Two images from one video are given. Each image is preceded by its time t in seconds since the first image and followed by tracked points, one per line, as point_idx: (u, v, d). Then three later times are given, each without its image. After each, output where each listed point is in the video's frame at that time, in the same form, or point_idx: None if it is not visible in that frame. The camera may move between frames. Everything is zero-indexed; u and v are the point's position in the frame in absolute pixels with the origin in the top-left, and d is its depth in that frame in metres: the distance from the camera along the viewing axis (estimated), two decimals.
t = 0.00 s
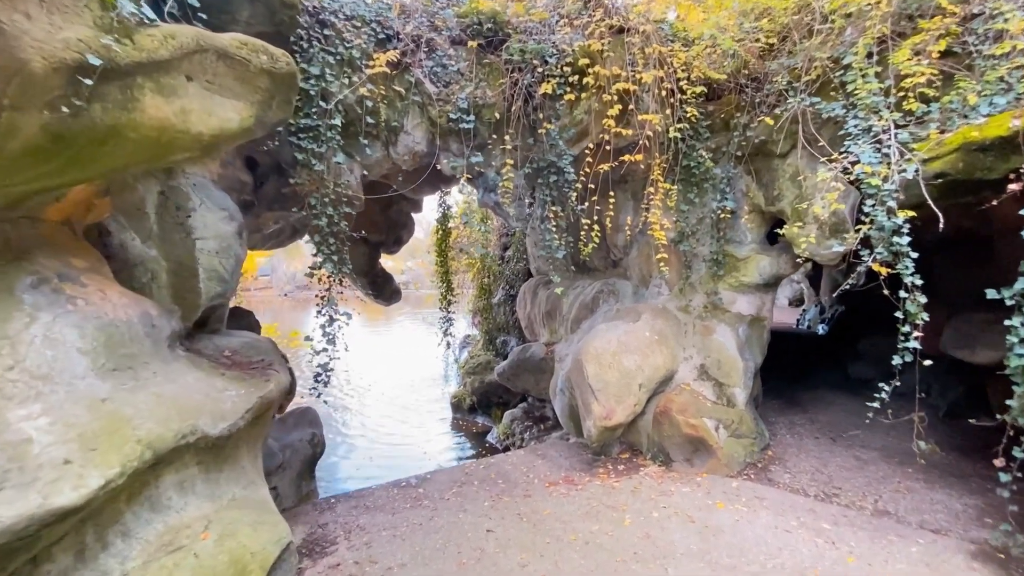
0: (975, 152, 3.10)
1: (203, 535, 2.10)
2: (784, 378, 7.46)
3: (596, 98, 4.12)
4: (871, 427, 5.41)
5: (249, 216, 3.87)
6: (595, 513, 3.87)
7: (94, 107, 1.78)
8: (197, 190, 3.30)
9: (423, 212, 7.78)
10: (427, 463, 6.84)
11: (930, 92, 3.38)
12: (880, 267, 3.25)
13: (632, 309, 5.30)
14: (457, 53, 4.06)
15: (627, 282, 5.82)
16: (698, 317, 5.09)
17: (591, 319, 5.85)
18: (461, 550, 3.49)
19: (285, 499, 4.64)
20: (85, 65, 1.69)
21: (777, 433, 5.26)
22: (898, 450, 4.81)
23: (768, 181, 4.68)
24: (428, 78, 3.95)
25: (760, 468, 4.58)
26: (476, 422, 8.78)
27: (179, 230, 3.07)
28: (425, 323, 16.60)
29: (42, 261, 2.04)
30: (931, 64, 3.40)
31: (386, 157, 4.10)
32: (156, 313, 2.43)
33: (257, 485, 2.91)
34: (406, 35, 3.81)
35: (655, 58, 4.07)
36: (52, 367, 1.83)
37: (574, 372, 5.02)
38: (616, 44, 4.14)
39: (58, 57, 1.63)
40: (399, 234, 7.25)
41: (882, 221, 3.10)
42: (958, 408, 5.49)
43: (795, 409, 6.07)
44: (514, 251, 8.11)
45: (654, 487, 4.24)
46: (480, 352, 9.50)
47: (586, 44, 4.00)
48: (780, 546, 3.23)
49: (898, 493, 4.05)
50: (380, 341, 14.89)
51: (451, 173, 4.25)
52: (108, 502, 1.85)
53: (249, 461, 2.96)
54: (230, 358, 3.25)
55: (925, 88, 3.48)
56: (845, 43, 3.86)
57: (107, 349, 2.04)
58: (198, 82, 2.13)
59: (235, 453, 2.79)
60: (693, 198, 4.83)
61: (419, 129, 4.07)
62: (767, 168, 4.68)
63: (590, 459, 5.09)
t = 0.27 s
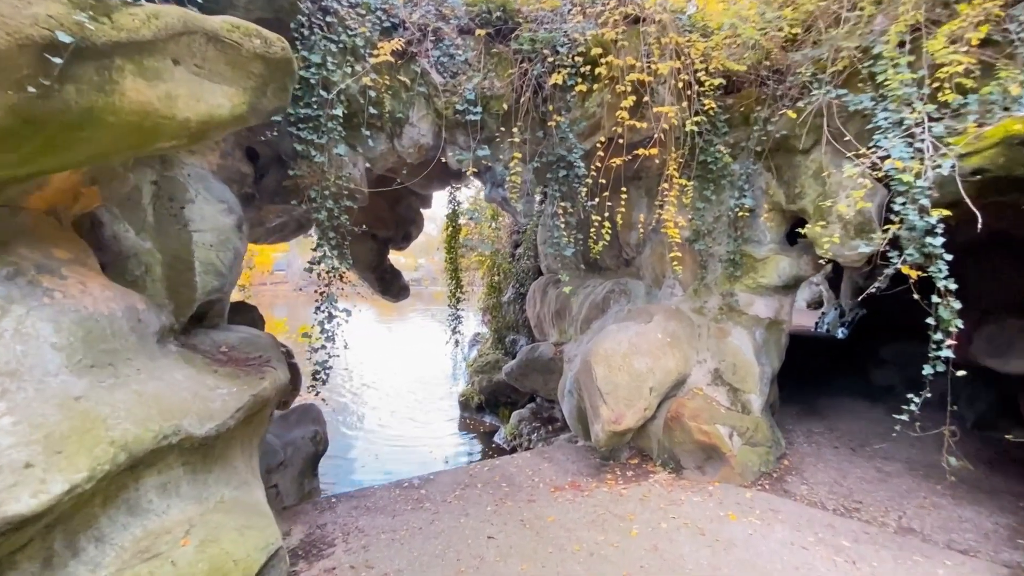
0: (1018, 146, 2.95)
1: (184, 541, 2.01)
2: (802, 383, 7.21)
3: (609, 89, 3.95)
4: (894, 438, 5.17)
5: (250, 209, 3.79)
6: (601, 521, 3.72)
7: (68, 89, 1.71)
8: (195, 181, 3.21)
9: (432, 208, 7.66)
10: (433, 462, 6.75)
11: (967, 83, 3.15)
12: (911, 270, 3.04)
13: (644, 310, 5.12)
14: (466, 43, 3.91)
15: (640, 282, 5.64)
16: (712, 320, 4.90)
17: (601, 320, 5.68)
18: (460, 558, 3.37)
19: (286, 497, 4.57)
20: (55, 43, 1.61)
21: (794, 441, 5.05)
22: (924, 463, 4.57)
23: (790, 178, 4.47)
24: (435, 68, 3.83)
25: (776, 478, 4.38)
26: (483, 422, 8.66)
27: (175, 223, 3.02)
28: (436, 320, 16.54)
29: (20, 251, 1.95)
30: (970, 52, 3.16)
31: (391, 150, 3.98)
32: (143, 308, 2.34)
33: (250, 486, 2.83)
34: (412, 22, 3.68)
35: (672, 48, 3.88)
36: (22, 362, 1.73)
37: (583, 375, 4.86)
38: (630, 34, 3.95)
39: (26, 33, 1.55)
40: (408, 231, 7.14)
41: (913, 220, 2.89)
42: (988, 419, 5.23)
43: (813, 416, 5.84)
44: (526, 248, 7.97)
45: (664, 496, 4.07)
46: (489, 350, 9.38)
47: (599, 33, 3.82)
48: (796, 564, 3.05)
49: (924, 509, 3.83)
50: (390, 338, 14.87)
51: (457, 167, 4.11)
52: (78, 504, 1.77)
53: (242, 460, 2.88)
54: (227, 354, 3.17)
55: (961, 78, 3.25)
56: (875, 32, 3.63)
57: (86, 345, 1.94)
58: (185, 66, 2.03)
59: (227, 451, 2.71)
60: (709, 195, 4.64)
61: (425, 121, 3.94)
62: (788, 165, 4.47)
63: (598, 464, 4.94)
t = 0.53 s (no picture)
0: None
1: (173, 543, 1.93)
2: (828, 384, 6.91)
3: (627, 74, 3.76)
4: (928, 444, 4.88)
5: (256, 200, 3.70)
6: (615, 526, 3.56)
7: (46, 65, 1.63)
8: (199, 170, 3.14)
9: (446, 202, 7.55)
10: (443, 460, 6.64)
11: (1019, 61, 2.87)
12: (955, 265, 2.80)
13: (662, 307, 4.91)
14: (477, 28, 3.76)
15: (659, 278, 5.44)
16: (735, 318, 4.68)
17: (618, 316, 5.49)
18: (467, 562, 3.25)
19: (295, 493, 4.52)
20: (29, 17, 1.52)
21: (821, 446, 4.80)
22: (962, 472, 4.29)
23: (819, 168, 4.23)
24: (445, 54, 3.69)
25: (801, 485, 4.16)
26: (497, 419, 8.55)
27: (178, 213, 2.95)
28: (451, 316, 16.48)
29: (7, 239, 1.88)
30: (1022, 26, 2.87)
31: (400, 139, 3.87)
32: (137, 299, 2.26)
33: (250, 484, 2.75)
34: (421, 7, 3.57)
35: (694, 31, 3.67)
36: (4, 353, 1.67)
37: (598, 373, 4.69)
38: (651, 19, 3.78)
39: None
40: (421, 225, 7.02)
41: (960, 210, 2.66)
42: None
43: (840, 420, 5.57)
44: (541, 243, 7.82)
45: (681, 501, 3.89)
46: (503, 346, 9.26)
47: (616, 15, 3.62)
48: None
49: (963, 523, 3.58)
50: (406, 333, 14.86)
51: (468, 157, 3.97)
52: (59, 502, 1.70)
53: (243, 457, 2.80)
54: (230, 347, 3.09)
55: (1011, 56, 2.98)
56: (916, 10, 3.37)
57: (72, 336, 1.86)
58: (177, 45, 1.93)
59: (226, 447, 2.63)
60: (733, 186, 4.43)
61: (435, 109, 3.82)
62: (818, 154, 4.23)
63: (613, 466, 4.77)
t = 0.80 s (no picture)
0: None
1: (164, 546, 1.83)
2: (864, 383, 6.55)
3: (650, 52, 3.52)
4: (978, 448, 4.53)
5: (265, 190, 3.61)
6: (636, 532, 3.37)
7: (19, 35, 1.55)
8: (204, 159, 3.05)
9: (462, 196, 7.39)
10: (459, 458, 6.51)
11: None
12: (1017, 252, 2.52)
13: (687, 301, 4.67)
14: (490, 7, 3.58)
15: (683, 271, 5.19)
16: (765, 312, 4.42)
17: (640, 311, 5.26)
18: (479, 566, 3.11)
19: (308, 489, 4.45)
20: None
21: (858, 449, 4.51)
22: (1017, 479, 3.95)
23: (859, 150, 3.94)
24: (457, 35, 3.54)
25: (838, 490, 3.89)
26: (516, 416, 8.40)
27: (183, 203, 2.87)
28: (471, 311, 16.40)
29: None
30: None
31: (411, 126, 3.72)
32: (130, 290, 2.16)
33: (254, 483, 2.66)
34: None
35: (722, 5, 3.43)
36: None
37: (619, 371, 4.48)
38: None
39: None
40: (437, 218, 6.90)
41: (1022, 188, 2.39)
42: None
43: (879, 421, 5.24)
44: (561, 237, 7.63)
45: (707, 506, 3.68)
46: (522, 342, 9.10)
47: None
48: None
49: (1020, 536, 3.27)
50: (426, 329, 14.83)
51: (482, 143, 3.80)
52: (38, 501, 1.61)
53: (246, 455, 2.70)
54: (236, 341, 3.00)
55: None
56: None
57: (56, 328, 1.76)
58: (165, 18, 1.82)
59: (228, 445, 2.54)
60: (764, 171, 4.18)
61: (447, 94, 3.66)
62: (858, 135, 3.95)
63: (634, 467, 4.57)
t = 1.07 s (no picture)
0: None
1: (158, 552, 1.77)
2: (907, 384, 6.16)
3: (676, 32, 3.29)
4: None
5: (277, 185, 3.54)
6: (659, 541, 3.19)
7: None
8: (214, 153, 2.99)
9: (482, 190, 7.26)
10: (479, 457, 6.43)
11: None
12: None
13: (716, 297, 4.42)
14: None
15: (712, 265, 4.94)
16: (801, 309, 4.15)
17: (665, 307, 5.03)
18: (493, 574, 2.99)
19: (325, 486, 4.41)
20: None
21: (903, 457, 4.19)
22: None
23: (907, 134, 3.64)
24: (471, 21, 3.42)
25: (880, 502, 3.61)
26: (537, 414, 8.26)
27: (192, 197, 2.82)
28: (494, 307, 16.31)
29: None
30: None
31: (425, 117, 3.61)
32: (128, 286, 2.08)
33: (260, 484, 2.59)
34: None
35: None
36: None
37: (642, 370, 4.28)
38: None
39: None
40: (457, 212, 6.80)
41: None
42: None
43: (925, 426, 4.89)
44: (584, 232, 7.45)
45: (737, 515, 3.46)
46: (544, 339, 8.94)
47: None
48: None
49: None
50: (448, 325, 14.82)
51: (498, 134, 3.64)
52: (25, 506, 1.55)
53: (254, 455, 2.64)
54: (246, 338, 2.95)
55: None
56: None
57: (45, 325, 1.69)
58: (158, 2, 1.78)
59: (234, 445, 2.48)
60: (801, 158, 3.91)
61: (462, 82, 3.53)
62: (905, 118, 3.64)
63: (659, 471, 4.37)
